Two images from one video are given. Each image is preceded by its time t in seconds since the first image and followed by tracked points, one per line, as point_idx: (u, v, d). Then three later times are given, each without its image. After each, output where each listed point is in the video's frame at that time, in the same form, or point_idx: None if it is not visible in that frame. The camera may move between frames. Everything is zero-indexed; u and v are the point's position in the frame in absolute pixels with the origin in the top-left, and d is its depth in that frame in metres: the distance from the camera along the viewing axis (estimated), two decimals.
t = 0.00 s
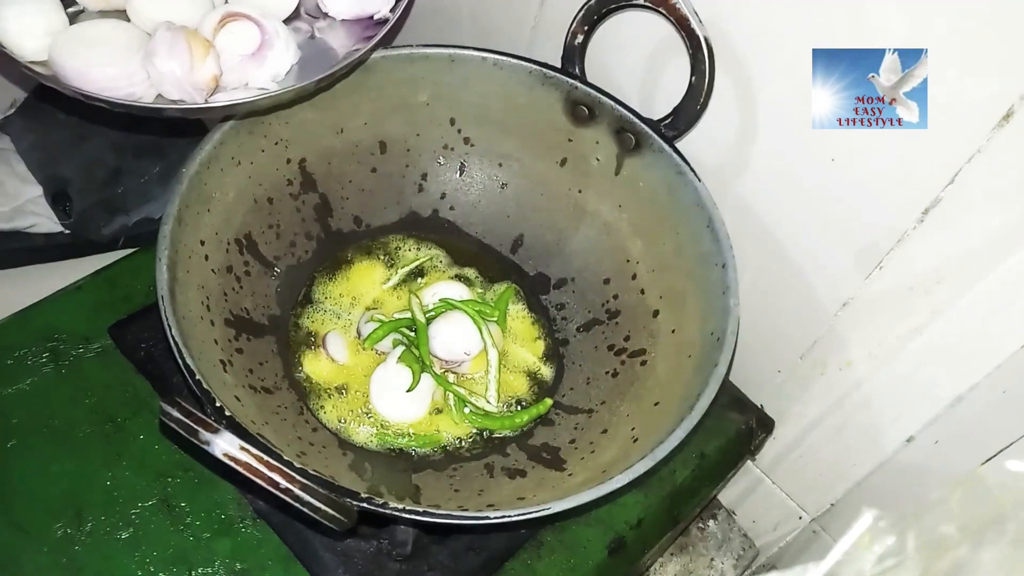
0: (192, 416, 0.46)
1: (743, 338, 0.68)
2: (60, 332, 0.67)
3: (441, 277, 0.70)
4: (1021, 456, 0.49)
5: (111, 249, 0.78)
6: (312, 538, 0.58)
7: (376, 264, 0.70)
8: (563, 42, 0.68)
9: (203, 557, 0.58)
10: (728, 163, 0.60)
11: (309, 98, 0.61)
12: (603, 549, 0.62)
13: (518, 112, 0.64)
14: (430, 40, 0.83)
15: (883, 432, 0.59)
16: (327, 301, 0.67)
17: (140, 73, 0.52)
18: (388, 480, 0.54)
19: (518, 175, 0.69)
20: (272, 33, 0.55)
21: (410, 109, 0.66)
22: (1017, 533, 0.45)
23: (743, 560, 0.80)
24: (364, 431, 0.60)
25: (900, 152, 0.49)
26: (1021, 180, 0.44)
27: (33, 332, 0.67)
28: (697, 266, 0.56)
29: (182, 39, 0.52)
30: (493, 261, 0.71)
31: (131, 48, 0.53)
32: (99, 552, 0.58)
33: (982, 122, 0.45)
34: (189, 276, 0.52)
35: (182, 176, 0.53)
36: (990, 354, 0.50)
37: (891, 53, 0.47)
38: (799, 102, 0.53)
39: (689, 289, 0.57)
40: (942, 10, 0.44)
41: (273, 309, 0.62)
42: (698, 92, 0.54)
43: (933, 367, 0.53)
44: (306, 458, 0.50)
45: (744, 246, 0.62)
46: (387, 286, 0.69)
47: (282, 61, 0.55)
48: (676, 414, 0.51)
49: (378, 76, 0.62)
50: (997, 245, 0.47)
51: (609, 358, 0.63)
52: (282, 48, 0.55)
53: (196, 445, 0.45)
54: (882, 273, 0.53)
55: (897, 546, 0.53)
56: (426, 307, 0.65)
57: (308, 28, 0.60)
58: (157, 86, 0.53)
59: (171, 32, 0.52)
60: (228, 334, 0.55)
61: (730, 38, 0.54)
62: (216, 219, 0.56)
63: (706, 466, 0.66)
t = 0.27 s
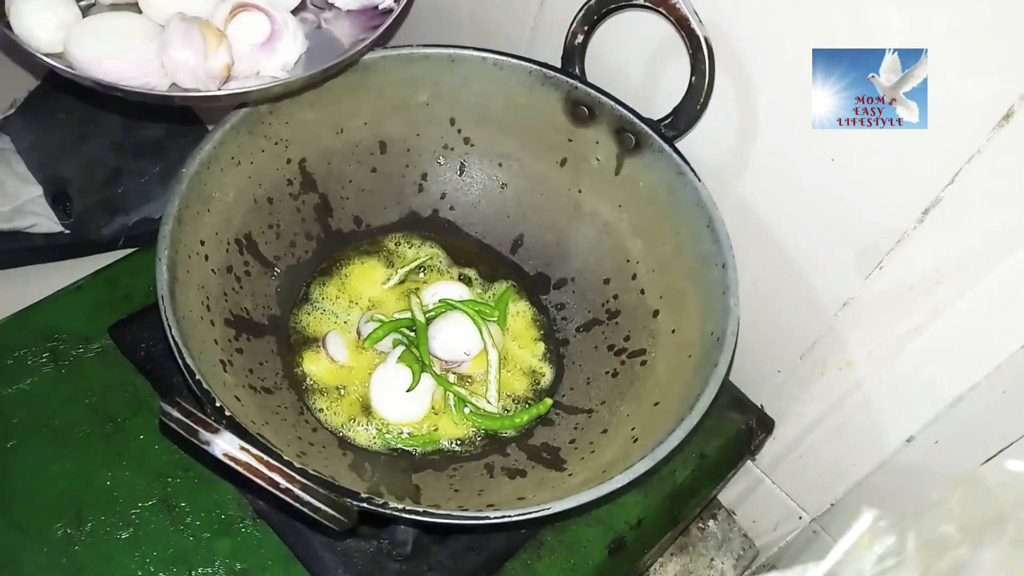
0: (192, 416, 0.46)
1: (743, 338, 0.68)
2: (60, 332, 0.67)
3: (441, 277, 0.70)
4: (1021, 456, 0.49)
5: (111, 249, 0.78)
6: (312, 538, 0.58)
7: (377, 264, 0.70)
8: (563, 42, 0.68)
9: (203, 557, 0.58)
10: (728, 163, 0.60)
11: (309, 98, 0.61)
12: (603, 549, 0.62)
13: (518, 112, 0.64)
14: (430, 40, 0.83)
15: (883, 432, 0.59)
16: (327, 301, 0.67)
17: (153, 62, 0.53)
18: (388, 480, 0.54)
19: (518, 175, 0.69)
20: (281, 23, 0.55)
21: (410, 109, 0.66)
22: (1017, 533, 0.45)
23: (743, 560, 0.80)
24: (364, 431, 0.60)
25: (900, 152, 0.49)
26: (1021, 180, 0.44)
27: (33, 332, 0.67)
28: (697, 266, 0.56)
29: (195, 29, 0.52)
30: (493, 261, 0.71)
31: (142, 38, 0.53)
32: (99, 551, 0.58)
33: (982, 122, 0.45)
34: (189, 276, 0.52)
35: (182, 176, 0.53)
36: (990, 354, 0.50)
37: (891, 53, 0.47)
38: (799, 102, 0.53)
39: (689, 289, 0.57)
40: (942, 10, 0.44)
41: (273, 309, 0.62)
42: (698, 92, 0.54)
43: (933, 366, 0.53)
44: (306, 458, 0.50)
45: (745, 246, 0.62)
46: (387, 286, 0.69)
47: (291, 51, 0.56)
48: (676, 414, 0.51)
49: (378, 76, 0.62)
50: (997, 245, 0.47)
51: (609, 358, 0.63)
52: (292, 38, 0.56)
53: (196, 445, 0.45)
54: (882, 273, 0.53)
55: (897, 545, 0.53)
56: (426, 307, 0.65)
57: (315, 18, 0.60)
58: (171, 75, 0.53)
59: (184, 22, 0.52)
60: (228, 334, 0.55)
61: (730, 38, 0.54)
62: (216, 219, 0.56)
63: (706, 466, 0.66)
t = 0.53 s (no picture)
0: (192, 416, 0.46)
1: (742, 338, 0.68)
2: (60, 332, 0.67)
3: (441, 276, 0.70)
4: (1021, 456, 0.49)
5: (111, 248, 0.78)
6: (312, 538, 0.58)
7: (377, 263, 0.70)
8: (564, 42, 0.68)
9: (203, 557, 0.58)
10: (728, 163, 0.60)
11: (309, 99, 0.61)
12: (603, 549, 0.62)
13: (518, 112, 0.64)
14: (430, 40, 0.83)
15: (883, 432, 0.59)
16: (326, 300, 0.67)
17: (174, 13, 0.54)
18: (388, 480, 0.54)
19: (518, 175, 0.69)
20: None
21: (410, 109, 0.66)
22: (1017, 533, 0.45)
23: (743, 560, 0.80)
24: (365, 431, 0.60)
25: (900, 152, 0.49)
26: (1021, 179, 0.44)
27: (33, 332, 0.67)
28: (697, 266, 0.56)
29: None
30: (493, 261, 0.71)
31: None
32: (99, 551, 0.58)
33: (983, 121, 0.45)
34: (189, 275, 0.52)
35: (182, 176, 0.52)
36: (990, 354, 0.50)
37: (891, 53, 0.47)
38: (799, 102, 0.53)
39: (689, 290, 0.57)
40: (941, 10, 0.44)
41: (274, 309, 0.62)
42: (698, 92, 0.54)
43: (933, 366, 0.53)
44: (306, 458, 0.50)
45: (744, 246, 0.62)
46: (386, 286, 0.69)
47: None
48: (676, 414, 0.51)
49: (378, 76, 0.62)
50: (996, 244, 0.47)
51: (609, 358, 0.63)
52: None
53: (196, 445, 0.45)
54: (882, 273, 0.53)
55: (897, 546, 0.53)
56: (425, 307, 0.66)
57: None
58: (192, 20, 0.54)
59: None
60: (228, 334, 0.55)
61: (730, 37, 0.54)
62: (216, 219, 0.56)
63: (705, 466, 0.66)
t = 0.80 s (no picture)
0: (192, 416, 0.46)
1: (742, 338, 0.68)
2: (60, 332, 0.67)
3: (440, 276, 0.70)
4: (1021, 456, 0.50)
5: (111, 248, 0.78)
6: (311, 538, 0.58)
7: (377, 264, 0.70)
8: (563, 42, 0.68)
9: (203, 557, 0.58)
10: (728, 163, 0.60)
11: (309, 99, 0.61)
12: (603, 549, 0.62)
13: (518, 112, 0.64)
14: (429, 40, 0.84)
15: (883, 432, 0.59)
16: (326, 300, 0.67)
17: None
18: (388, 480, 0.54)
19: (518, 175, 0.69)
20: None
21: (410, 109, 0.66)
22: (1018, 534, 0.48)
23: (743, 560, 0.80)
24: (364, 431, 0.60)
25: (900, 153, 0.49)
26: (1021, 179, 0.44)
27: (33, 332, 0.67)
28: (697, 266, 0.56)
29: None
30: (493, 261, 0.71)
31: None
32: (99, 552, 0.58)
33: (983, 121, 0.45)
34: (189, 275, 0.52)
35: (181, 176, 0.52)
36: (990, 354, 0.50)
37: (891, 53, 0.47)
38: (799, 102, 0.53)
39: (689, 290, 0.57)
40: (941, 10, 0.44)
41: (273, 308, 0.62)
42: (698, 92, 0.54)
43: (933, 367, 0.53)
44: (306, 458, 0.50)
45: (744, 246, 0.62)
46: (386, 286, 0.69)
47: None
48: (676, 414, 0.51)
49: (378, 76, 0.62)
50: (997, 244, 0.47)
51: (609, 358, 0.63)
52: None
53: (196, 445, 0.45)
54: (882, 273, 0.53)
55: (897, 546, 0.56)
56: (425, 307, 0.66)
57: None
58: None
59: None
60: (228, 334, 0.55)
61: (730, 37, 0.54)
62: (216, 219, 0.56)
63: (706, 466, 0.66)
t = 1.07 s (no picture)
0: (192, 416, 0.46)
1: (742, 338, 0.68)
2: (60, 332, 0.67)
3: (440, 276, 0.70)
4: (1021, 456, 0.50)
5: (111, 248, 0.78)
6: (311, 538, 0.58)
7: (377, 264, 0.70)
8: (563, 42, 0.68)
9: (203, 557, 0.58)
10: (728, 163, 0.60)
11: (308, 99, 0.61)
12: (603, 549, 0.62)
13: (518, 112, 0.64)
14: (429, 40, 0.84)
15: (883, 433, 0.59)
16: (326, 300, 0.67)
17: None
18: (388, 480, 0.54)
19: (518, 175, 0.69)
20: None
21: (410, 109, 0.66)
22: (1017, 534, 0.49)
23: (743, 560, 0.80)
24: (364, 431, 0.60)
25: (900, 153, 0.49)
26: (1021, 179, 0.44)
27: (33, 332, 0.67)
28: (697, 266, 0.56)
29: None
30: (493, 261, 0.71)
31: None
32: (99, 552, 0.58)
33: (983, 121, 0.45)
34: (189, 275, 0.52)
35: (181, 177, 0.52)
36: (990, 354, 0.50)
37: (891, 53, 0.47)
38: (800, 103, 0.53)
39: (689, 290, 0.57)
40: (940, 10, 0.44)
41: (273, 308, 0.62)
42: (698, 92, 0.54)
43: (933, 367, 0.53)
44: (306, 458, 0.50)
45: (745, 246, 0.62)
46: (386, 287, 0.69)
47: None
48: (676, 414, 0.51)
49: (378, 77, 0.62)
50: (996, 244, 0.47)
51: (609, 358, 0.63)
52: None
53: (196, 445, 0.45)
54: (882, 273, 0.53)
55: (896, 546, 0.58)
56: (425, 307, 0.66)
57: None
58: None
59: None
60: (228, 334, 0.55)
61: (730, 37, 0.54)
62: (216, 219, 0.56)
63: (706, 466, 0.66)
